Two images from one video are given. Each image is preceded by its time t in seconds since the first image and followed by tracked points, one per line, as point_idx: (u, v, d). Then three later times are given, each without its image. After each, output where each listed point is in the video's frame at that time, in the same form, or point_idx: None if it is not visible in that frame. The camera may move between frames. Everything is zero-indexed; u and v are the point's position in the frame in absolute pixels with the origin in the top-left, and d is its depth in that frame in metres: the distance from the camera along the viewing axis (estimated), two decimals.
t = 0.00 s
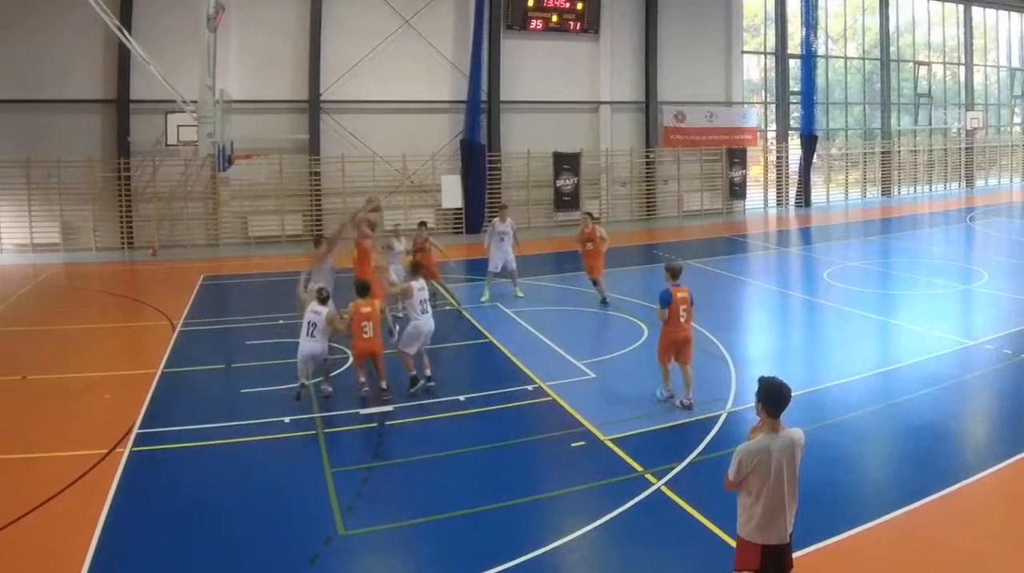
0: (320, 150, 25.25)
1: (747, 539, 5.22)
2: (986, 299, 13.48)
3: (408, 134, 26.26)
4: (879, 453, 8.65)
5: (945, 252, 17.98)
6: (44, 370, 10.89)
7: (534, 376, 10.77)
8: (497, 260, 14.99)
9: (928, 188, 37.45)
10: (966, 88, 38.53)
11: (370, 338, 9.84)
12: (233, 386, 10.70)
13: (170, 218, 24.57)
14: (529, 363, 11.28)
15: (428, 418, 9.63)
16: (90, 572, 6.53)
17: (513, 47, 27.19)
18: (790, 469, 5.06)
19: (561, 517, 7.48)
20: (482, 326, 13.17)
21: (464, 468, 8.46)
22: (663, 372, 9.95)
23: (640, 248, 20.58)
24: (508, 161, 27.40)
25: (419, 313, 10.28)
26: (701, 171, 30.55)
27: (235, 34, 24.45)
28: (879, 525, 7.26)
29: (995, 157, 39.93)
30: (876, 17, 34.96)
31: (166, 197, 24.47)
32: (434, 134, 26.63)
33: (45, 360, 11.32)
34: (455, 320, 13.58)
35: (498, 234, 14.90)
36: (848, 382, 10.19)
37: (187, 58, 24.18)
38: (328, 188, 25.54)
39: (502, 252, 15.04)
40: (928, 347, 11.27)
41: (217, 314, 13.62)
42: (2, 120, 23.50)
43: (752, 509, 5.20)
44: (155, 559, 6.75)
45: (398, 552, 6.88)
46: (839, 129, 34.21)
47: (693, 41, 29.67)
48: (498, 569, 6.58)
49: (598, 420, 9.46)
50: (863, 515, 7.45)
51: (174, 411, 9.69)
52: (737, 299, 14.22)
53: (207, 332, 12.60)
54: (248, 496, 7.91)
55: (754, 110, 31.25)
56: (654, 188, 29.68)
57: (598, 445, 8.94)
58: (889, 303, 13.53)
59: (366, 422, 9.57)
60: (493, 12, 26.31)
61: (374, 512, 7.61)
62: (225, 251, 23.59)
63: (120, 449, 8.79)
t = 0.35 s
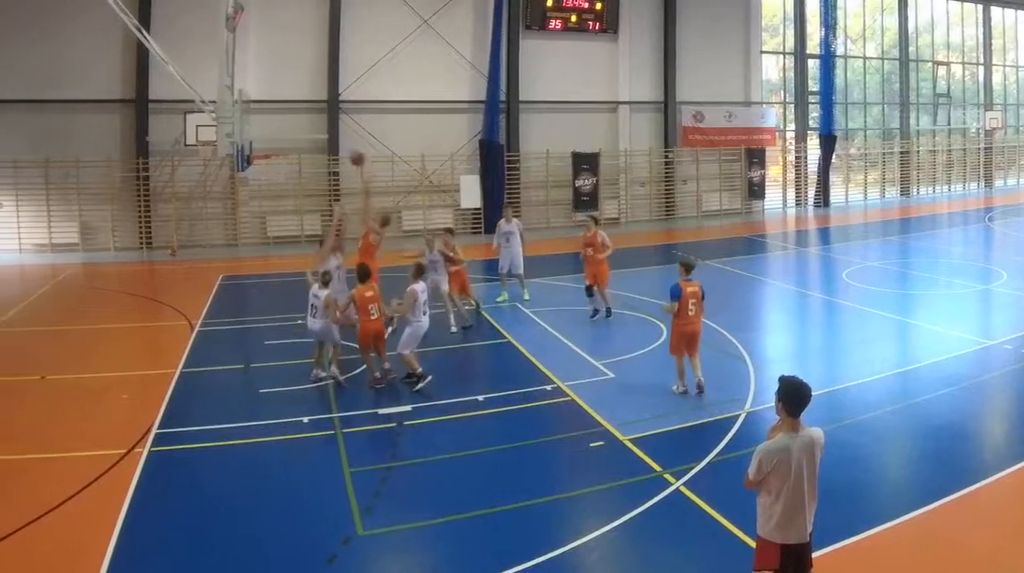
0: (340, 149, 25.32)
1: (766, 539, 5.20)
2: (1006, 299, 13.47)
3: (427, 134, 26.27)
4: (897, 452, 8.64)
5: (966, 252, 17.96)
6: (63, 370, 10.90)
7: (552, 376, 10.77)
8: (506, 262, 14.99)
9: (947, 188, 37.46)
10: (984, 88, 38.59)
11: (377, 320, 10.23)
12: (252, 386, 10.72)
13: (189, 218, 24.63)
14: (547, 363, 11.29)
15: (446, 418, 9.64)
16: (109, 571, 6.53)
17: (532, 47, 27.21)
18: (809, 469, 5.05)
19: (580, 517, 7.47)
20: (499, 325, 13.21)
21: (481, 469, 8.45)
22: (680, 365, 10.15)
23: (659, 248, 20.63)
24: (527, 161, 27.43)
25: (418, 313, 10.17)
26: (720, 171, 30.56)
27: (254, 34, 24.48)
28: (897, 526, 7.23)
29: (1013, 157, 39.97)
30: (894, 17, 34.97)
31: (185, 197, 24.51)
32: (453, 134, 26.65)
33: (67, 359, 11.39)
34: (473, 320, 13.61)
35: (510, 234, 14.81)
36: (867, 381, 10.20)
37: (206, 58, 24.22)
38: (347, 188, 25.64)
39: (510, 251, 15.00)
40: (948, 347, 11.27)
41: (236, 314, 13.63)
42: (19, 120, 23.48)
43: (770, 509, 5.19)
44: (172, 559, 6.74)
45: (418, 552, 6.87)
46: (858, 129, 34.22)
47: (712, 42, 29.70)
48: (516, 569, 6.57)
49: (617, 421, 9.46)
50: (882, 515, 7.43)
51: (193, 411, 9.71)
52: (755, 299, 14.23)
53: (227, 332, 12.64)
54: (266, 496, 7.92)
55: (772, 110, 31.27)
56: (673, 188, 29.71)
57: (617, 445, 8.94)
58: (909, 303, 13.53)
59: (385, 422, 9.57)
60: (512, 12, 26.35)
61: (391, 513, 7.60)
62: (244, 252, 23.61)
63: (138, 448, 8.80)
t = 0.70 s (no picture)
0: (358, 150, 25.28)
1: (787, 538, 5.14)
2: None
3: (445, 135, 26.29)
4: (917, 452, 8.63)
5: (987, 252, 17.95)
6: (84, 370, 10.92)
7: (571, 377, 10.78)
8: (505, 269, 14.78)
9: (966, 188, 37.48)
10: (1003, 88, 38.60)
11: (381, 310, 10.59)
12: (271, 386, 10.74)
13: (207, 218, 24.61)
14: (566, 363, 11.31)
15: (464, 418, 9.65)
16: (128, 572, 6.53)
17: (550, 47, 27.22)
18: (829, 468, 4.99)
19: (598, 517, 7.45)
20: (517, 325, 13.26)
21: (500, 469, 8.45)
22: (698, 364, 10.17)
23: (678, 248, 20.66)
24: (547, 161, 27.48)
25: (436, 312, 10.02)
26: (740, 171, 30.53)
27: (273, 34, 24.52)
28: (916, 527, 7.19)
29: None
30: (913, 17, 34.91)
31: (203, 197, 24.51)
32: (472, 134, 26.67)
33: (91, 359, 11.40)
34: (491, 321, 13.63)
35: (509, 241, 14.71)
36: (886, 381, 10.21)
37: (224, 58, 24.21)
38: (366, 188, 25.55)
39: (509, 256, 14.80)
40: (967, 347, 11.28)
41: (255, 314, 13.65)
42: (37, 121, 23.50)
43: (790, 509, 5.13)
44: (192, 558, 6.73)
45: (436, 553, 6.86)
46: (877, 129, 34.20)
47: (731, 42, 29.69)
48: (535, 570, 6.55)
49: (636, 421, 9.46)
50: (901, 516, 7.40)
51: (214, 412, 9.72)
52: (773, 299, 14.24)
53: (245, 332, 12.65)
54: (285, 496, 7.92)
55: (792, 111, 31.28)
56: (691, 188, 29.71)
57: (635, 445, 8.94)
58: (928, 303, 13.53)
59: (404, 422, 9.58)
60: (531, 11, 26.38)
61: (410, 513, 7.59)
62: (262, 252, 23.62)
63: (158, 449, 8.80)
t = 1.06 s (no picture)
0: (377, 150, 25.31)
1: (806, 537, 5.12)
2: None
3: (461, 134, 26.26)
4: (936, 452, 8.62)
5: (1006, 252, 17.96)
6: (103, 371, 10.92)
7: (590, 376, 10.78)
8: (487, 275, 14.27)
9: (984, 188, 37.50)
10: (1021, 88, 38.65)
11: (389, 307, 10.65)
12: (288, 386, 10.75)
13: (226, 218, 24.72)
14: (585, 363, 11.32)
15: (482, 418, 9.65)
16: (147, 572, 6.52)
17: (569, 48, 27.24)
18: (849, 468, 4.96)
19: (616, 517, 7.44)
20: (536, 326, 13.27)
21: (519, 469, 8.43)
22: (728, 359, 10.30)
23: (698, 248, 20.68)
24: (565, 160, 27.48)
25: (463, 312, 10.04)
26: (758, 171, 30.53)
27: (292, 33, 24.55)
28: (933, 528, 7.17)
29: None
30: (931, 17, 34.86)
31: (222, 197, 24.56)
32: (490, 134, 26.67)
33: (114, 359, 11.42)
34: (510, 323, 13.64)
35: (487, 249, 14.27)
36: (904, 381, 10.22)
37: (242, 58, 24.22)
38: (385, 188, 25.54)
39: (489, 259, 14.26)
40: (985, 347, 11.28)
41: (274, 314, 13.64)
42: (50, 121, 23.52)
43: (809, 509, 5.11)
44: (212, 558, 6.73)
45: (455, 553, 6.85)
46: (895, 130, 34.21)
47: (750, 42, 29.70)
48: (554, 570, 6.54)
49: (655, 421, 9.46)
50: (920, 515, 7.39)
51: (233, 412, 9.71)
52: (791, 299, 14.24)
53: (264, 332, 12.66)
54: (303, 496, 7.91)
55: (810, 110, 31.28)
56: (710, 188, 29.73)
57: (654, 445, 8.94)
58: (947, 303, 13.54)
59: (423, 422, 9.58)
60: (550, 11, 26.37)
61: (428, 513, 7.58)
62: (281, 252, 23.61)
63: (175, 449, 8.78)
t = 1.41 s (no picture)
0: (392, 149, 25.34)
1: (821, 537, 5.11)
2: None
3: (475, 134, 26.27)
4: (953, 453, 8.61)
5: None
6: (119, 371, 10.92)
7: (605, 376, 10.79)
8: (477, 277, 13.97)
9: (999, 188, 37.46)
10: None
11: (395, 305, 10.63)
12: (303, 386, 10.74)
13: (241, 218, 24.67)
14: (601, 363, 11.33)
15: (497, 418, 9.64)
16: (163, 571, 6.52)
17: (585, 48, 27.25)
18: (865, 468, 4.95)
19: (630, 517, 7.43)
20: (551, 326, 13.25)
21: (533, 469, 8.43)
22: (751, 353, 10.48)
23: (713, 247, 20.67)
24: (580, 161, 27.49)
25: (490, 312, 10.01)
26: (774, 171, 30.52)
27: (307, 32, 24.54)
28: (946, 528, 7.16)
29: None
30: (946, 18, 34.88)
31: (235, 198, 24.53)
32: (504, 134, 26.67)
33: (129, 359, 11.42)
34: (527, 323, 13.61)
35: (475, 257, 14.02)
36: (920, 381, 10.23)
37: (256, 58, 24.22)
38: (399, 188, 25.55)
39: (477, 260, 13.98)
40: (1001, 347, 11.29)
41: (289, 315, 13.64)
42: (59, 121, 23.52)
43: (825, 509, 5.10)
44: (229, 558, 6.73)
45: (469, 552, 6.85)
46: (911, 129, 34.22)
47: (766, 42, 29.72)
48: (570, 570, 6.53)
49: (669, 420, 9.46)
50: (933, 515, 7.38)
51: (250, 412, 9.71)
52: (806, 298, 14.25)
53: (280, 332, 12.66)
54: (318, 496, 7.90)
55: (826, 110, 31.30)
56: (725, 188, 29.72)
57: (668, 444, 8.94)
58: (963, 303, 13.54)
59: (438, 422, 9.58)
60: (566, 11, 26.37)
61: (442, 513, 7.57)
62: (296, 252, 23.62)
63: (191, 449, 8.78)
